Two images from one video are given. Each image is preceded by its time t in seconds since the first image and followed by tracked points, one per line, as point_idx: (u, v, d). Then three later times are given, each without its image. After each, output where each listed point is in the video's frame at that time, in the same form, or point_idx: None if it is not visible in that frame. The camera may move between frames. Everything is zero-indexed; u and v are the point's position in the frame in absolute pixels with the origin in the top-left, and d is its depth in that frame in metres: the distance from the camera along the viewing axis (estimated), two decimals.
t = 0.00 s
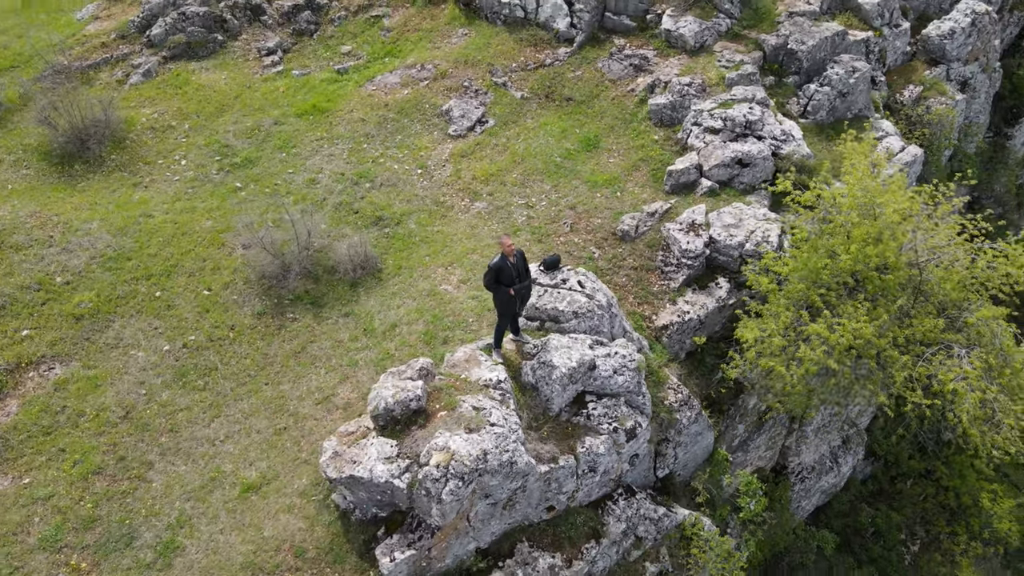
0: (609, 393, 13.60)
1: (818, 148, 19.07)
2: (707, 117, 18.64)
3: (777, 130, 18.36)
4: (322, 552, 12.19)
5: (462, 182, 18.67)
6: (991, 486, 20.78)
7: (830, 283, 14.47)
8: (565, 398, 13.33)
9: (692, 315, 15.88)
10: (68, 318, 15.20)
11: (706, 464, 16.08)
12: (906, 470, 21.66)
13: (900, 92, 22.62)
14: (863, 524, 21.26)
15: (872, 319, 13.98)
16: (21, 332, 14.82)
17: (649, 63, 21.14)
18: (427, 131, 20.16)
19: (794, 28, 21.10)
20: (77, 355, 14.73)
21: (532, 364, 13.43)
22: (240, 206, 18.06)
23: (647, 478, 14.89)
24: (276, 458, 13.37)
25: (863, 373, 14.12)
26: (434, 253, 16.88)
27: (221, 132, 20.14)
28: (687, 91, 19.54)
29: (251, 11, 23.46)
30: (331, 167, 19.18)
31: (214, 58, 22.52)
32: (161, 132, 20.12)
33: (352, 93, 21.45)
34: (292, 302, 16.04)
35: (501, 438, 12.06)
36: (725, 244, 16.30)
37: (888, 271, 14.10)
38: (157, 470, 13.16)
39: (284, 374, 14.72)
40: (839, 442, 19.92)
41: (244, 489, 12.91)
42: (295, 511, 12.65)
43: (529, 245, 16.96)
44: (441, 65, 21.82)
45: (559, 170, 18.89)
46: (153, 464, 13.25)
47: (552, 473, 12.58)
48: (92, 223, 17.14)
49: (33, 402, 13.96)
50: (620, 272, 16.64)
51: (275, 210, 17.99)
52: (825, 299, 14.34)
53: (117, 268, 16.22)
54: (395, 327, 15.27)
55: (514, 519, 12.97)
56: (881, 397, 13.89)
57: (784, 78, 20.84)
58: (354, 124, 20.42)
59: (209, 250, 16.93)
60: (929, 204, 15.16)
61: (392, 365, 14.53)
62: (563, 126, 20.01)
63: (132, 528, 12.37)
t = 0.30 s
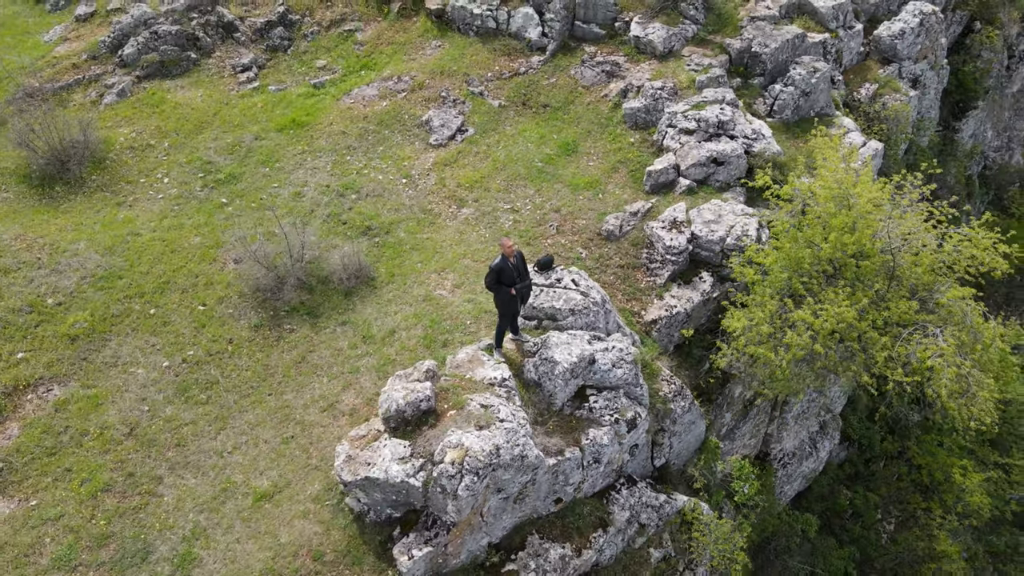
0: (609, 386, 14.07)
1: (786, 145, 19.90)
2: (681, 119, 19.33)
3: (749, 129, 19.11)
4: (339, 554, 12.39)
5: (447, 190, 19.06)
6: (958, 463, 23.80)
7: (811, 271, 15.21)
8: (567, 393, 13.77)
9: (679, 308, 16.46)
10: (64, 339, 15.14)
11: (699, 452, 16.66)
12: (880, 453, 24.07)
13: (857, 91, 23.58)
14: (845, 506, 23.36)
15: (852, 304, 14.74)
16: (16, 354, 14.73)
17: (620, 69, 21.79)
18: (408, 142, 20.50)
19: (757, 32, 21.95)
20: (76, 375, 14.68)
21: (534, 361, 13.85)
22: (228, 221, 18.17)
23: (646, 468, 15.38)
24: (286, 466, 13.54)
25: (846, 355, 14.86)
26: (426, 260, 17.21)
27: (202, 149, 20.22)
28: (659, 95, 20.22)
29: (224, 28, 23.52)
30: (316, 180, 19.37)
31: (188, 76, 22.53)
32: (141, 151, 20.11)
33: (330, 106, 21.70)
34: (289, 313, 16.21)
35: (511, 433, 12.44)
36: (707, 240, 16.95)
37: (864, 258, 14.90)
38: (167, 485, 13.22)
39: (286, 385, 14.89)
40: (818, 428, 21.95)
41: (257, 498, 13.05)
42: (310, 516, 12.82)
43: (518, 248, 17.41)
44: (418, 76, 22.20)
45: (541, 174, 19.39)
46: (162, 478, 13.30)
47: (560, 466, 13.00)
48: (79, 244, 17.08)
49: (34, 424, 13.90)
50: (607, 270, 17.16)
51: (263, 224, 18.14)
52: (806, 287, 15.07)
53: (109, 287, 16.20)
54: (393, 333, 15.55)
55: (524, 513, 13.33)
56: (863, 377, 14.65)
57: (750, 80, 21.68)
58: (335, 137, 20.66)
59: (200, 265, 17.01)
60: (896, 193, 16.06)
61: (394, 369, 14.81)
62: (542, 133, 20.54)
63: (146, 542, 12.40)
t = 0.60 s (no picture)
0: (608, 379, 14.58)
1: (757, 145, 20.74)
2: (657, 123, 20.05)
3: (721, 131, 19.92)
4: (357, 555, 12.63)
5: (434, 198, 19.46)
6: (929, 444, 25.30)
7: (791, 262, 15.98)
8: (569, 388, 14.25)
9: (667, 304, 17.05)
10: (62, 359, 15.13)
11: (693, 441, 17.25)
12: (854, 438, 25.54)
13: (817, 92, 24.57)
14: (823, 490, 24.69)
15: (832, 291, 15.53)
16: (16, 376, 14.68)
17: (594, 76, 22.42)
18: (391, 153, 20.86)
19: (723, 38, 22.80)
20: (77, 394, 14.69)
21: (536, 358, 14.31)
22: (218, 236, 18.31)
23: (644, 458, 15.91)
24: (297, 472, 13.75)
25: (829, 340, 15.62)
26: (419, 267, 17.58)
27: (185, 166, 20.30)
28: (634, 100, 20.93)
29: (199, 46, 23.51)
30: (303, 193, 19.60)
31: (165, 94, 22.54)
32: (123, 170, 20.10)
33: (311, 120, 21.95)
34: (287, 324, 16.42)
35: (521, 427, 12.86)
36: (689, 237, 17.67)
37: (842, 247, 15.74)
38: (180, 497, 13.33)
39: (290, 394, 15.10)
40: (796, 416, 22.88)
41: (272, 505, 13.24)
42: (326, 520, 13.05)
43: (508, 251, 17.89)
44: (396, 88, 22.58)
45: (524, 180, 19.91)
46: (174, 491, 13.41)
47: (567, 458, 13.45)
48: (70, 264, 17.04)
49: (40, 445, 13.88)
50: (595, 270, 17.70)
51: (253, 238, 18.31)
52: (788, 277, 15.84)
53: (104, 306, 16.22)
54: (392, 339, 15.86)
55: (533, 506, 13.74)
56: (846, 361, 15.43)
57: (718, 84, 22.48)
58: (319, 150, 20.93)
59: (194, 281, 17.12)
60: (866, 186, 16.97)
61: (397, 374, 15.12)
62: (522, 140, 21.08)
63: (164, 554, 12.50)
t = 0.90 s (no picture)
0: (607, 374, 15.12)
1: (730, 146, 21.58)
2: (634, 128, 20.76)
3: (696, 133, 20.69)
4: (375, 555, 12.92)
5: (422, 208, 19.86)
6: (901, 428, 26.55)
7: (773, 256, 16.76)
8: (570, 383, 14.76)
9: (655, 301, 17.65)
10: (64, 378, 15.14)
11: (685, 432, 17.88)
12: (829, 427, 26.48)
13: (781, 94, 25.54)
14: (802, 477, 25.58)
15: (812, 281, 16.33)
16: (18, 398, 14.65)
17: (569, 85, 23.10)
18: (376, 165, 21.22)
19: (690, 45, 23.77)
20: (82, 413, 14.72)
21: (537, 356, 14.80)
22: (210, 252, 18.46)
23: (641, 450, 16.47)
24: (309, 478, 14.00)
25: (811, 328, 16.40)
26: (413, 274, 17.95)
27: (171, 184, 20.39)
28: (611, 106, 21.63)
29: (176, 65, 23.57)
30: (291, 207, 19.84)
31: (144, 114, 22.59)
32: (108, 190, 20.09)
33: (294, 136, 22.22)
34: (287, 335, 16.65)
35: (529, 422, 13.32)
36: (673, 236, 18.35)
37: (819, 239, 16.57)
38: (195, 508, 13.48)
39: (296, 403, 15.33)
40: (776, 406, 23.71)
41: (287, 511, 13.47)
42: (342, 522, 13.32)
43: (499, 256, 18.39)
44: (376, 102, 22.96)
45: (509, 187, 20.44)
46: (188, 502, 13.55)
47: (573, 451, 13.94)
48: (64, 284, 17.04)
49: (48, 464, 13.89)
50: (584, 271, 18.26)
51: (246, 252, 18.49)
52: (770, 270, 16.60)
53: (102, 325, 16.26)
54: (393, 345, 16.20)
55: (542, 499, 14.18)
56: (828, 347, 16.22)
57: (689, 89, 23.34)
58: (304, 165, 21.20)
59: (190, 296, 17.24)
60: (835, 181, 17.87)
61: (400, 378, 15.47)
62: (504, 148, 21.63)
63: (183, 564, 12.64)
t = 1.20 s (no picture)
0: (605, 369, 15.70)
1: (704, 149, 22.43)
2: (613, 134, 21.48)
3: (672, 137, 21.47)
4: (393, 553, 13.25)
5: (411, 217, 20.29)
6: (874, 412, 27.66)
7: (755, 250, 17.56)
8: (571, 379, 15.29)
9: (643, 299, 18.31)
10: (68, 397, 15.19)
11: (676, 424, 18.57)
12: (805, 417, 27.44)
13: (747, 99, 26.53)
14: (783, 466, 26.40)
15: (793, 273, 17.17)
16: (23, 418, 14.67)
17: (546, 94, 23.79)
18: (363, 177, 21.59)
19: (661, 54, 24.61)
20: (89, 430, 14.79)
21: (538, 355, 15.31)
22: (204, 267, 18.62)
23: (639, 441, 17.07)
24: (322, 482, 14.29)
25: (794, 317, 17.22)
26: (408, 282, 18.35)
27: (158, 202, 20.48)
28: (589, 114, 22.34)
29: (155, 85, 23.66)
30: (281, 221, 20.09)
31: (125, 134, 22.62)
32: (95, 210, 20.10)
33: (278, 151, 22.49)
34: (288, 346, 16.90)
35: (537, 417, 13.81)
36: (657, 236, 19.06)
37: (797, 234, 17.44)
38: (211, 517, 13.66)
39: (303, 411, 15.60)
40: (756, 398, 24.55)
41: (303, 515, 13.74)
42: (358, 523, 13.63)
43: (490, 261, 18.91)
44: (358, 116, 23.33)
45: (495, 195, 20.99)
46: (204, 512, 13.73)
47: (578, 443, 14.48)
48: (60, 304, 17.05)
49: (59, 481, 13.93)
50: (574, 273, 18.85)
51: (240, 266, 18.69)
52: (753, 265, 17.40)
53: (102, 342, 16.32)
54: (394, 351, 16.58)
55: (550, 492, 14.65)
56: (811, 335, 17.05)
57: (661, 96, 24.13)
58: (290, 179, 21.47)
59: (188, 311, 17.40)
60: (808, 177, 18.79)
61: (405, 382, 15.86)
62: (487, 157, 22.18)
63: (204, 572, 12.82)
